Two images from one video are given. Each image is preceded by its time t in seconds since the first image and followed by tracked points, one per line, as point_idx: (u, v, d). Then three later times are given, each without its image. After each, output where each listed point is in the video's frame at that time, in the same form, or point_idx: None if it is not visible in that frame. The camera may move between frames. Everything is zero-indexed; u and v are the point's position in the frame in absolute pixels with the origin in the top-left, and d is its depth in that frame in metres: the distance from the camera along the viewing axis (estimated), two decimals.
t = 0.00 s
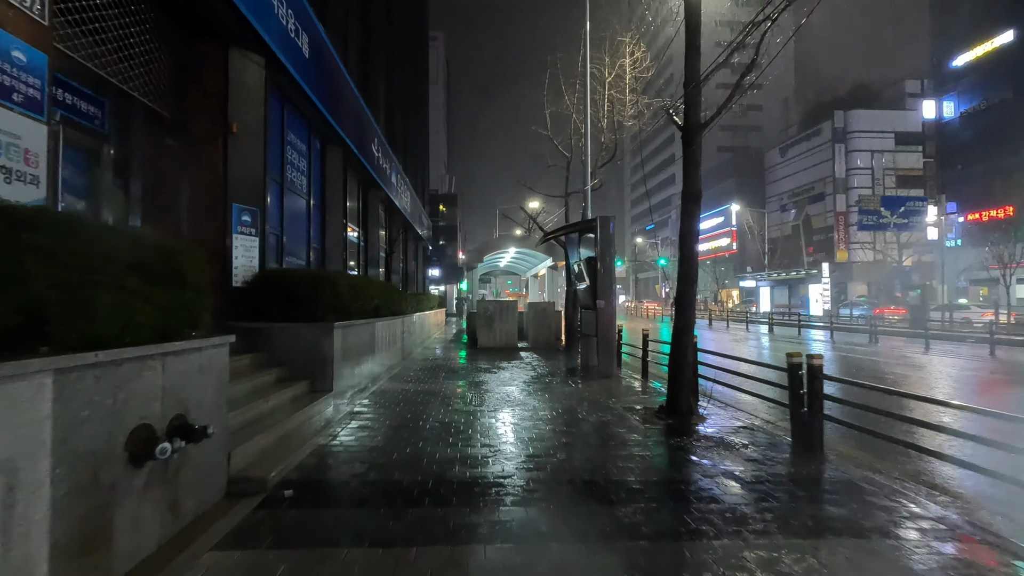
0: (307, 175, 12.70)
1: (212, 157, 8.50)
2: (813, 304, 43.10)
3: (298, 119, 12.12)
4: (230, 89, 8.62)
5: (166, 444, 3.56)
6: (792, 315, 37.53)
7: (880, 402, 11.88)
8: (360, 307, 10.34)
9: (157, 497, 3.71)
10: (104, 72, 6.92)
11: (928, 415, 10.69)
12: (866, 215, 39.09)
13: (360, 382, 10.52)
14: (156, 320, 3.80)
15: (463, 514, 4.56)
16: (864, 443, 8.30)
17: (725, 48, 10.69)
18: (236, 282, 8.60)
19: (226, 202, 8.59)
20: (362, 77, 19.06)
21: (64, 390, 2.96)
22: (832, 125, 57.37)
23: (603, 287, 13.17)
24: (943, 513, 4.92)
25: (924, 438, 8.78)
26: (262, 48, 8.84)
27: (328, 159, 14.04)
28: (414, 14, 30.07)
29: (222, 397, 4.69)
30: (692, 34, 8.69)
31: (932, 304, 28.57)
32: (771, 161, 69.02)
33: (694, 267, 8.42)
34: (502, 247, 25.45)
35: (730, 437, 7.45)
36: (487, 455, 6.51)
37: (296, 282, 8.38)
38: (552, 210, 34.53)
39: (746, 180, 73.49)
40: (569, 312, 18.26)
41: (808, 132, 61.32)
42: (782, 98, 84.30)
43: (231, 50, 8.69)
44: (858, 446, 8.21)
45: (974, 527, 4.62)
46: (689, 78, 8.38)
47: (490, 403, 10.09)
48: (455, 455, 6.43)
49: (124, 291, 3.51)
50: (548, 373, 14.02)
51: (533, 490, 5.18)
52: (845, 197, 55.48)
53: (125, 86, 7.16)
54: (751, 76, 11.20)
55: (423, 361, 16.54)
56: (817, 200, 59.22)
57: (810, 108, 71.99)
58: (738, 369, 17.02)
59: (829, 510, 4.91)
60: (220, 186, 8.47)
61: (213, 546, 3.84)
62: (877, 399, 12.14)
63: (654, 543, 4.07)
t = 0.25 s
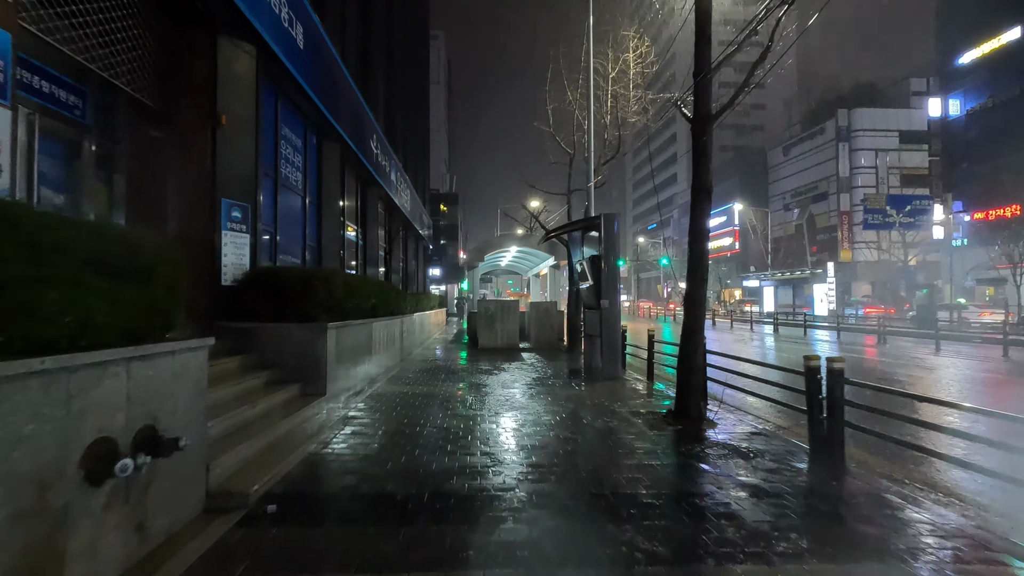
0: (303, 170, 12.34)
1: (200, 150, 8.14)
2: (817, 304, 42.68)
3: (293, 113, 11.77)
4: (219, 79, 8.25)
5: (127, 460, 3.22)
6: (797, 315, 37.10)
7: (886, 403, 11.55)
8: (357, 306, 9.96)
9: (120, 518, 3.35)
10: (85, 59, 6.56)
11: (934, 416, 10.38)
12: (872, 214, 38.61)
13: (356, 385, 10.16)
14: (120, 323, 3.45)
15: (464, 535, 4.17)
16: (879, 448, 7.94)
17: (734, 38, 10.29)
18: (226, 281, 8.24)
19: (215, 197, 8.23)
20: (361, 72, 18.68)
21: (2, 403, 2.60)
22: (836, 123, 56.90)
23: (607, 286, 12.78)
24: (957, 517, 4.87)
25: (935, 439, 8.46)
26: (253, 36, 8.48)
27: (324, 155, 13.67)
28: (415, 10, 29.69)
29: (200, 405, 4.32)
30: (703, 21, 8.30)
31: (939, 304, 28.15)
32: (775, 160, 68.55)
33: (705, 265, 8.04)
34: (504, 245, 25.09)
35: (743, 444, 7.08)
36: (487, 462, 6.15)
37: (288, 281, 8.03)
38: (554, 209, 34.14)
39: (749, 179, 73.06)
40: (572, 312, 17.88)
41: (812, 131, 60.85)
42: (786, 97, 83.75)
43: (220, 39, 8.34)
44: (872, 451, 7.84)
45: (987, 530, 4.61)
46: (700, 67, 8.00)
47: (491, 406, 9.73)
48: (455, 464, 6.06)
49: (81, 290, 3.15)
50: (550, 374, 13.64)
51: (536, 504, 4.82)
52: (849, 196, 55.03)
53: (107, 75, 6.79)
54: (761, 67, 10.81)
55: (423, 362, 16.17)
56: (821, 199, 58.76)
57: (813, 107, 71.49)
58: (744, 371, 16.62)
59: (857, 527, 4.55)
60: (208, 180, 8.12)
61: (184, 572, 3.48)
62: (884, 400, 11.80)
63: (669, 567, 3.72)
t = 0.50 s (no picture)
0: (298, 167, 12.00)
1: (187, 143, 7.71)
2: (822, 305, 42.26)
3: (288, 108, 11.43)
4: (209, 71, 7.89)
5: (80, 484, 2.85)
6: (801, 316, 36.70)
7: (899, 409, 11.15)
8: (353, 308, 9.59)
9: (75, 548, 3.01)
10: (66, 50, 6.21)
11: (940, 419, 10.08)
12: (878, 213, 38.17)
13: (352, 388, 9.77)
14: (75, 330, 3.07)
15: (461, 560, 3.79)
16: (896, 455, 7.57)
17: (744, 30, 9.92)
18: (214, 281, 7.88)
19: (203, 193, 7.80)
20: (360, 68, 18.33)
21: None
22: (840, 122, 56.43)
23: (611, 286, 12.37)
24: (968, 523, 4.77)
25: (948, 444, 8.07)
26: (244, 27, 8.12)
27: (321, 152, 13.32)
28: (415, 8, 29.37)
29: (175, 419, 3.97)
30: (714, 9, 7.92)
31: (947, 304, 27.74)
32: (778, 159, 68.12)
33: (716, 265, 7.67)
34: (505, 245, 24.74)
35: (759, 453, 6.69)
36: (488, 474, 5.78)
37: (279, 282, 7.67)
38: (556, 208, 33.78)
39: (752, 179, 72.63)
40: (575, 313, 17.53)
41: (816, 129, 60.42)
42: (788, 96, 83.35)
43: (209, 29, 7.96)
44: (889, 458, 7.47)
45: (995, 535, 4.52)
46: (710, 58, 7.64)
47: (492, 411, 9.35)
48: (455, 475, 5.67)
49: (28, 294, 2.79)
50: (553, 377, 13.26)
51: (542, 523, 4.45)
52: (853, 195, 54.58)
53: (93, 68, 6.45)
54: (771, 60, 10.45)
55: (422, 364, 15.80)
56: (825, 198, 58.31)
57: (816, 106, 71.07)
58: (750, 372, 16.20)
59: (889, 550, 4.15)
60: (196, 174, 7.69)
61: None
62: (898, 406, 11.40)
63: None
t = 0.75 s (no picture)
0: (294, 162, 11.65)
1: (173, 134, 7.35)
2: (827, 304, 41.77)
3: (283, 100, 11.07)
4: (197, 58, 7.54)
5: (16, 505, 2.58)
6: (806, 315, 36.25)
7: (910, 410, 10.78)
8: (348, 306, 9.23)
9: None
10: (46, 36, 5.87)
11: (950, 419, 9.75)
12: (885, 212, 37.70)
13: (348, 389, 9.40)
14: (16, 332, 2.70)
15: None
16: (914, 459, 7.21)
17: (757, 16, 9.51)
18: (202, 278, 7.51)
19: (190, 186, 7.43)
20: (358, 63, 17.96)
21: None
22: (845, 120, 55.89)
23: (617, 283, 11.97)
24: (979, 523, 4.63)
25: (968, 447, 7.65)
26: (233, 11, 7.75)
27: (318, 146, 12.96)
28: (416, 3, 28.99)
29: (142, 427, 3.60)
30: None
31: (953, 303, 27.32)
32: (781, 157, 67.61)
33: (730, 261, 7.28)
34: (507, 243, 24.36)
35: (775, 460, 6.30)
36: (488, 483, 5.38)
37: (269, 279, 7.31)
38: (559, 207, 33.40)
39: (755, 177, 72.12)
40: (578, 312, 17.14)
41: (820, 128, 59.90)
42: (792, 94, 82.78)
43: (197, 14, 7.58)
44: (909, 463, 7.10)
45: (1002, 536, 4.42)
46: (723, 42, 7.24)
47: (493, 413, 8.97)
48: (453, 485, 5.27)
49: None
50: (556, 378, 12.88)
51: (546, 540, 4.07)
52: (858, 194, 54.08)
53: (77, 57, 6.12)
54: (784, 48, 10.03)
55: (422, 364, 15.44)
56: (829, 197, 57.82)
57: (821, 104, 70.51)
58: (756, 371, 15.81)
59: (923, 568, 3.81)
60: (183, 167, 7.33)
61: None
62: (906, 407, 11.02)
63: None
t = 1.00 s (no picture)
0: (289, 159, 11.30)
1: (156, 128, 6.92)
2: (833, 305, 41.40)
3: (278, 96, 10.72)
4: (184, 49, 7.19)
5: None
6: (811, 316, 35.87)
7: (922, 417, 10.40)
8: (344, 309, 8.86)
9: None
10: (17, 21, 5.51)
11: (957, 424, 9.44)
12: (892, 211, 37.25)
13: (344, 395, 9.03)
14: None
15: None
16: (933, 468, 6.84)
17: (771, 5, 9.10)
18: (187, 280, 7.14)
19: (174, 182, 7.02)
20: (358, 60, 17.60)
21: None
22: (850, 118, 55.31)
23: (623, 284, 11.56)
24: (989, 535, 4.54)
25: (988, 457, 7.27)
26: None
27: (314, 143, 12.61)
28: None
29: (101, 448, 3.24)
30: None
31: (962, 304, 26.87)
32: (786, 156, 67.11)
33: (743, 262, 6.91)
34: (509, 243, 24.01)
35: (794, 473, 5.92)
36: (487, 500, 5.01)
37: (257, 281, 6.95)
38: (561, 206, 33.01)
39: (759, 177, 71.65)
40: (581, 312, 16.78)
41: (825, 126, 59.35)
42: (796, 93, 82.28)
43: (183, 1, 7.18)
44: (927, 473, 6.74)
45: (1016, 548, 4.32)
46: (739, 29, 6.85)
47: (494, 420, 8.59)
48: (450, 504, 4.89)
49: None
50: (559, 383, 12.49)
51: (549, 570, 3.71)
52: (863, 193, 53.59)
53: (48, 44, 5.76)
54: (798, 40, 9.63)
55: (421, 367, 15.06)
56: (834, 196, 57.30)
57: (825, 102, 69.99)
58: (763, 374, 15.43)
59: None
60: (166, 162, 6.91)
61: None
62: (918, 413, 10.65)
63: None
